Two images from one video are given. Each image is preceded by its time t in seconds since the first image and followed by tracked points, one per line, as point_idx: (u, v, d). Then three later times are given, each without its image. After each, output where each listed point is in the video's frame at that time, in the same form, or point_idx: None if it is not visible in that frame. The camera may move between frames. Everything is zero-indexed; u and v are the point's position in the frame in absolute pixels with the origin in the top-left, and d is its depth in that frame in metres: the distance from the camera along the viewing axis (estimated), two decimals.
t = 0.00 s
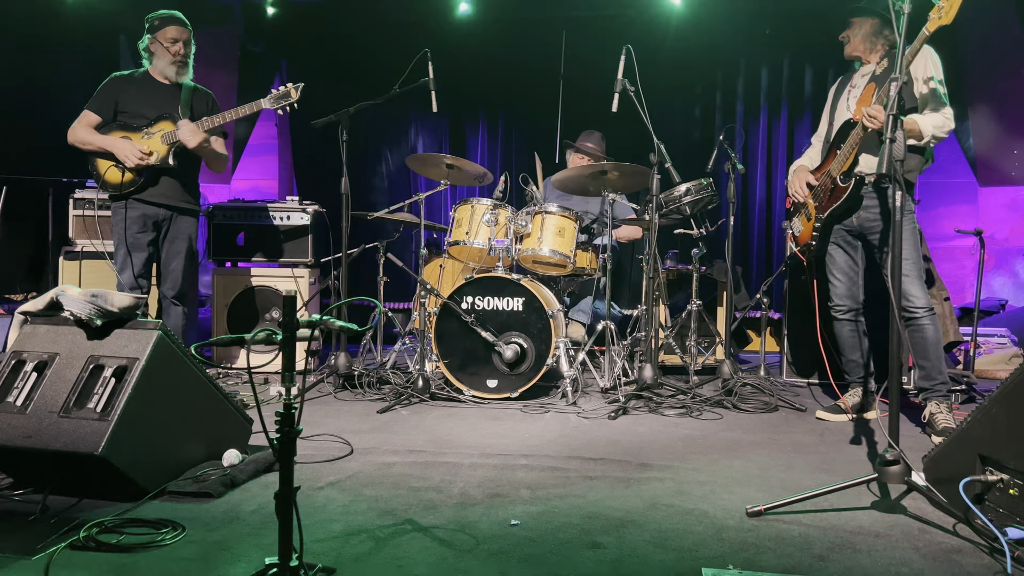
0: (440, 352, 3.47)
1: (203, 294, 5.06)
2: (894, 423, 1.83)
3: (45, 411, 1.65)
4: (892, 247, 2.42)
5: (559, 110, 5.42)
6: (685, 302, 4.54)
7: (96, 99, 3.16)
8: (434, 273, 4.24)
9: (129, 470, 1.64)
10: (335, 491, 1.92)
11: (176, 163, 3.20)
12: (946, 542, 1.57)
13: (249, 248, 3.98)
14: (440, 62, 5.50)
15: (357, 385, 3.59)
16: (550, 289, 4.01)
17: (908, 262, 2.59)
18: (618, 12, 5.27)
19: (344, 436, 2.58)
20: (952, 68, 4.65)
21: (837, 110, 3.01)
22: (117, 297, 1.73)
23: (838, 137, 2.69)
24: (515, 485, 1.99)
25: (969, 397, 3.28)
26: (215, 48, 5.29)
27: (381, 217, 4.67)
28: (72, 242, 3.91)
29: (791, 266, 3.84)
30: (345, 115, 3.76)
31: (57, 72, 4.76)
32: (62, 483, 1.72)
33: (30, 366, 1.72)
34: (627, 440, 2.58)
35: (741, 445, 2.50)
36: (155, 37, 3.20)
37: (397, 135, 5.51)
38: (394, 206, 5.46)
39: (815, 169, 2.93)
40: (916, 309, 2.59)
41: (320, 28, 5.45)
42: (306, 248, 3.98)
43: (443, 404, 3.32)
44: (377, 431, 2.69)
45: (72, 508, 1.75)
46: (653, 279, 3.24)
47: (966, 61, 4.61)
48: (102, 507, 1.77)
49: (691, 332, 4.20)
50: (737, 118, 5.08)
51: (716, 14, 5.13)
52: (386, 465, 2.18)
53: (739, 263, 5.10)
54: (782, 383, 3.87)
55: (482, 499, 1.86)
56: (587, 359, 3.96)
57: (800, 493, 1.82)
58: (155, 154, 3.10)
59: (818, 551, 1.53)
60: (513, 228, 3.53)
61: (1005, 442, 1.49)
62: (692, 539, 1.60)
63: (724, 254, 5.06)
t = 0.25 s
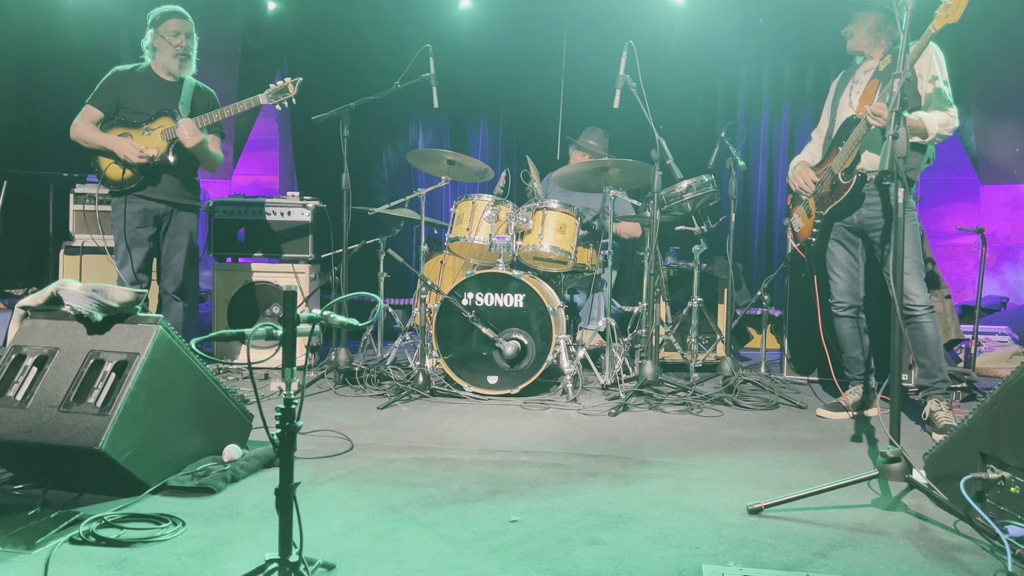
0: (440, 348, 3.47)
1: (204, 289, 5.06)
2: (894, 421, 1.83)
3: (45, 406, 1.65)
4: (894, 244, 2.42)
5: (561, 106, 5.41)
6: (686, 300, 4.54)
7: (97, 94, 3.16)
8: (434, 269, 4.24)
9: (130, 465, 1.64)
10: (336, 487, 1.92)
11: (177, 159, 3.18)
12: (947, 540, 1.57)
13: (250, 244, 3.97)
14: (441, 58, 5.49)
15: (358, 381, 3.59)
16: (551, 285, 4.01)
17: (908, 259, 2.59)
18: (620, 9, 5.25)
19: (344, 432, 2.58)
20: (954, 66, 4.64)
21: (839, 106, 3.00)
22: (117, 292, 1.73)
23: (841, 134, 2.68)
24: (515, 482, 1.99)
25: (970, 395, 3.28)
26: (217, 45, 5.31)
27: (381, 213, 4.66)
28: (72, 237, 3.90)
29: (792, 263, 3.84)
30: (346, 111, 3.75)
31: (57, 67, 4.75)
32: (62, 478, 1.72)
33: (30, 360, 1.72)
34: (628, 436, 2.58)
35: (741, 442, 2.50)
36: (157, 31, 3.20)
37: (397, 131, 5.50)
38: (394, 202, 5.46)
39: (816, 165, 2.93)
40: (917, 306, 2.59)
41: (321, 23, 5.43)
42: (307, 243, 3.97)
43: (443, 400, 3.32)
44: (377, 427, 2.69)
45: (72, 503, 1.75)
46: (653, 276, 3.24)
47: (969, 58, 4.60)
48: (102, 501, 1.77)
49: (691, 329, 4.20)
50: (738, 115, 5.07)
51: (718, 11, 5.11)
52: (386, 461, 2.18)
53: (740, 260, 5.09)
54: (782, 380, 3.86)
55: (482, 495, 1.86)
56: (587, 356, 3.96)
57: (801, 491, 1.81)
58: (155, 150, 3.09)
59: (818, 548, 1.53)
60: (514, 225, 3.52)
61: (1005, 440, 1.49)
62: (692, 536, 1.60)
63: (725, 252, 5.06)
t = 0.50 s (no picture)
0: (440, 344, 3.47)
1: (205, 284, 5.06)
2: (895, 418, 1.83)
3: (46, 400, 1.65)
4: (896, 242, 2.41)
5: (562, 102, 5.40)
6: (687, 296, 4.53)
7: (97, 89, 3.15)
8: (435, 265, 4.23)
9: (130, 460, 1.64)
10: (336, 482, 1.92)
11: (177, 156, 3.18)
12: (947, 537, 1.57)
13: (251, 239, 3.99)
14: (442, 54, 5.47)
15: (359, 377, 3.59)
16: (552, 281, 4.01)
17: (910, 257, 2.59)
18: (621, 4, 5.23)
19: (345, 427, 2.58)
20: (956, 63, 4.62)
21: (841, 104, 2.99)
22: (118, 287, 1.73)
23: (844, 134, 2.66)
24: (516, 478, 1.99)
25: (970, 393, 3.28)
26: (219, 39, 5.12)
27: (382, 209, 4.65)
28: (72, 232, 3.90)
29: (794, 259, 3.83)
30: (347, 106, 3.74)
31: (56, 62, 4.73)
32: (63, 473, 1.72)
33: (31, 354, 1.72)
34: (628, 433, 2.58)
35: (742, 438, 2.50)
36: (158, 25, 3.19)
37: (398, 127, 5.50)
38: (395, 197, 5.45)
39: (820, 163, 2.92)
40: (918, 303, 2.59)
41: (322, 18, 5.41)
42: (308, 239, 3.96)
43: (443, 396, 3.32)
44: (378, 422, 2.69)
45: (72, 497, 1.75)
46: (654, 273, 3.23)
47: (970, 56, 4.59)
48: (103, 496, 1.77)
49: (692, 325, 4.20)
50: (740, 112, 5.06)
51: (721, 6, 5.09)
52: (387, 457, 2.18)
53: (741, 256, 5.09)
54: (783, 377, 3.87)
55: (483, 491, 1.86)
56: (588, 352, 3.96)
57: (801, 488, 1.81)
58: (155, 146, 3.10)
59: (818, 545, 1.53)
60: (514, 221, 3.52)
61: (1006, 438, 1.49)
62: (692, 532, 1.60)
63: (726, 249, 5.06)
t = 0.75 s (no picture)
0: (441, 339, 3.47)
1: (206, 279, 5.07)
2: (897, 414, 1.83)
3: (48, 395, 1.65)
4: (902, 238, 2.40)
5: (563, 98, 5.39)
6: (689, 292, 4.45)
7: (98, 83, 3.14)
8: (437, 261, 4.24)
9: (132, 454, 1.64)
10: (337, 476, 1.92)
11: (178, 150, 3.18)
12: (948, 532, 1.57)
13: (252, 235, 3.98)
14: (442, 49, 5.45)
15: (360, 372, 3.60)
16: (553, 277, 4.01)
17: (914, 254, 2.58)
18: None
19: (346, 422, 2.58)
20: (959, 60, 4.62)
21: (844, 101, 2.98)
22: (119, 281, 1.73)
23: (848, 130, 2.65)
24: (517, 472, 2.00)
25: (972, 389, 3.28)
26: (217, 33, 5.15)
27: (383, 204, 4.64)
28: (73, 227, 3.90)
29: (795, 256, 3.83)
30: (348, 101, 3.72)
31: (57, 56, 4.72)
32: (65, 466, 1.72)
33: (33, 349, 1.72)
34: (629, 428, 2.58)
35: (743, 434, 2.51)
36: (158, 19, 3.18)
37: (400, 122, 5.49)
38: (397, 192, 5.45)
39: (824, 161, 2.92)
40: (922, 299, 2.58)
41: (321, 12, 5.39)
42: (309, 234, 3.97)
43: (444, 391, 3.32)
44: (379, 418, 2.69)
45: (74, 491, 1.76)
46: (656, 269, 3.22)
47: (974, 52, 4.59)
48: (104, 490, 1.77)
49: (693, 322, 4.20)
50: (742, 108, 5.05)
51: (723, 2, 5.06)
52: (388, 451, 2.19)
53: (743, 253, 5.08)
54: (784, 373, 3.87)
55: (484, 485, 1.87)
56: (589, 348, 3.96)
57: (802, 483, 1.82)
58: (156, 140, 3.09)
59: (820, 540, 1.53)
60: (516, 216, 3.51)
61: (1008, 433, 1.49)
62: (694, 527, 1.60)
63: (728, 245, 5.05)
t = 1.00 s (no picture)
0: (441, 335, 3.47)
1: (206, 275, 5.07)
2: (897, 410, 1.83)
3: (48, 390, 1.65)
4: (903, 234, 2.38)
5: (564, 93, 5.38)
6: (689, 289, 4.53)
7: (99, 79, 3.14)
8: (437, 256, 4.24)
9: (132, 449, 1.64)
10: (338, 472, 1.92)
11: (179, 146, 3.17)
12: (947, 529, 1.58)
13: (252, 231, 3.96)
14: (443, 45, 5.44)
15: (360, 368, 3.60)
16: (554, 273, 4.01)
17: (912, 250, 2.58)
18: None
19: (347, 417, 2.58)
20: (960, 56, 4.61)
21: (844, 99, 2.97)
22: (120, 276, 1.72)
23: (846, 125, 2.64)
24: (517, 468, 2.00)
25: (971, 385, 3.28)
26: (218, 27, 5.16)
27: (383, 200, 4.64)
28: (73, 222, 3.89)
29: (796, 252, 3.82)
30: (349, 97, 3.70)
31: (56, 51, 4.70)
32: (65, 462, 1.73)
33: (33, 344, 1.72)
34: (629, 424, 2.59)
35: (743, 430, 2.51)
36: (158, 16, 3.17)
37: (400, 118, 5.48)
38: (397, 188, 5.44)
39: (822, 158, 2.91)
40: (921, 295, 2.58)
41: (321, 7, 5.37)
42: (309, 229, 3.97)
43: (444, 387, 3.33)
44: (379, 413, 2.69)
45: (74, 486, 1.76)
46: (656, 265, 3.22)
47: (975, 48, 4.58)
48: (105, 485, 1.77)
49: (693, 318, 4.20)
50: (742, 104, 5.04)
51: None
52: (388, 447, 2.19)
53: (743, 249, 5.08)
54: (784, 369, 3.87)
55: (484, 481, 1.87)
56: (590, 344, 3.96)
57: (802, 479, 1.82)
58: (157, 136, 3.09)
59: (819, 536, 1.53)
60: (516, 213, 3.51)
61: (1008, 429, 1.49)
62: (693, 523, 1.60)
63: (728, 241, 5.05)
